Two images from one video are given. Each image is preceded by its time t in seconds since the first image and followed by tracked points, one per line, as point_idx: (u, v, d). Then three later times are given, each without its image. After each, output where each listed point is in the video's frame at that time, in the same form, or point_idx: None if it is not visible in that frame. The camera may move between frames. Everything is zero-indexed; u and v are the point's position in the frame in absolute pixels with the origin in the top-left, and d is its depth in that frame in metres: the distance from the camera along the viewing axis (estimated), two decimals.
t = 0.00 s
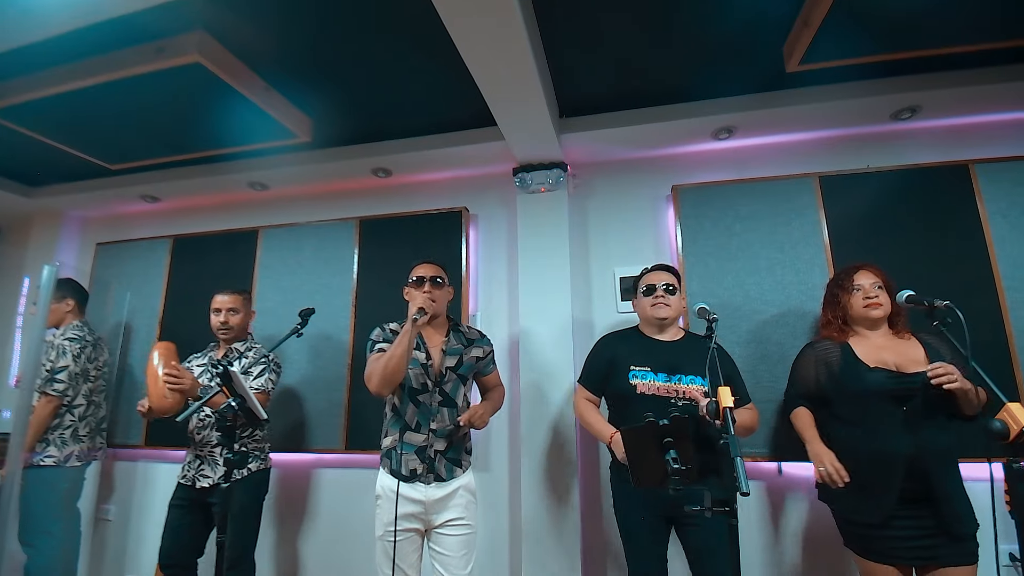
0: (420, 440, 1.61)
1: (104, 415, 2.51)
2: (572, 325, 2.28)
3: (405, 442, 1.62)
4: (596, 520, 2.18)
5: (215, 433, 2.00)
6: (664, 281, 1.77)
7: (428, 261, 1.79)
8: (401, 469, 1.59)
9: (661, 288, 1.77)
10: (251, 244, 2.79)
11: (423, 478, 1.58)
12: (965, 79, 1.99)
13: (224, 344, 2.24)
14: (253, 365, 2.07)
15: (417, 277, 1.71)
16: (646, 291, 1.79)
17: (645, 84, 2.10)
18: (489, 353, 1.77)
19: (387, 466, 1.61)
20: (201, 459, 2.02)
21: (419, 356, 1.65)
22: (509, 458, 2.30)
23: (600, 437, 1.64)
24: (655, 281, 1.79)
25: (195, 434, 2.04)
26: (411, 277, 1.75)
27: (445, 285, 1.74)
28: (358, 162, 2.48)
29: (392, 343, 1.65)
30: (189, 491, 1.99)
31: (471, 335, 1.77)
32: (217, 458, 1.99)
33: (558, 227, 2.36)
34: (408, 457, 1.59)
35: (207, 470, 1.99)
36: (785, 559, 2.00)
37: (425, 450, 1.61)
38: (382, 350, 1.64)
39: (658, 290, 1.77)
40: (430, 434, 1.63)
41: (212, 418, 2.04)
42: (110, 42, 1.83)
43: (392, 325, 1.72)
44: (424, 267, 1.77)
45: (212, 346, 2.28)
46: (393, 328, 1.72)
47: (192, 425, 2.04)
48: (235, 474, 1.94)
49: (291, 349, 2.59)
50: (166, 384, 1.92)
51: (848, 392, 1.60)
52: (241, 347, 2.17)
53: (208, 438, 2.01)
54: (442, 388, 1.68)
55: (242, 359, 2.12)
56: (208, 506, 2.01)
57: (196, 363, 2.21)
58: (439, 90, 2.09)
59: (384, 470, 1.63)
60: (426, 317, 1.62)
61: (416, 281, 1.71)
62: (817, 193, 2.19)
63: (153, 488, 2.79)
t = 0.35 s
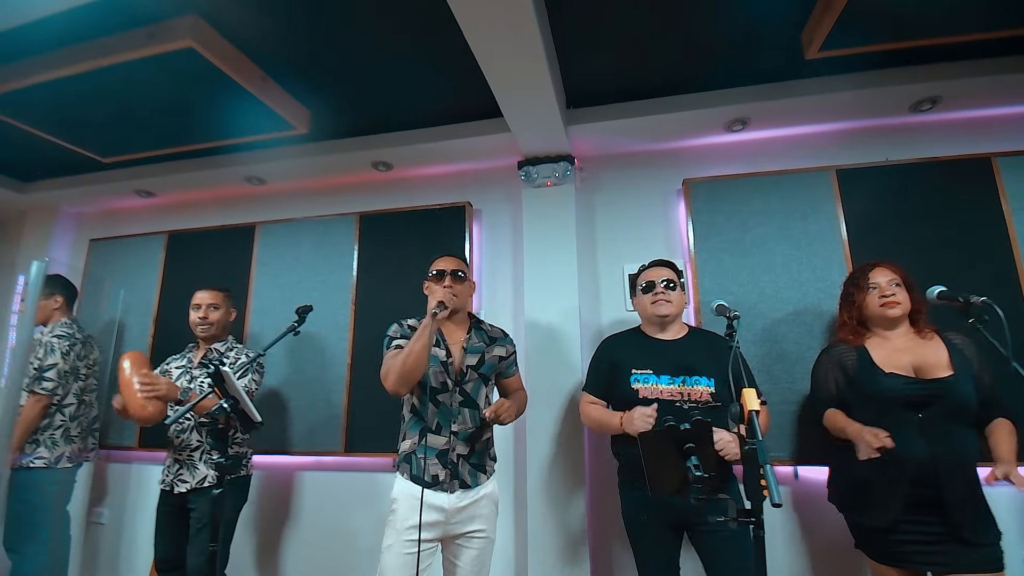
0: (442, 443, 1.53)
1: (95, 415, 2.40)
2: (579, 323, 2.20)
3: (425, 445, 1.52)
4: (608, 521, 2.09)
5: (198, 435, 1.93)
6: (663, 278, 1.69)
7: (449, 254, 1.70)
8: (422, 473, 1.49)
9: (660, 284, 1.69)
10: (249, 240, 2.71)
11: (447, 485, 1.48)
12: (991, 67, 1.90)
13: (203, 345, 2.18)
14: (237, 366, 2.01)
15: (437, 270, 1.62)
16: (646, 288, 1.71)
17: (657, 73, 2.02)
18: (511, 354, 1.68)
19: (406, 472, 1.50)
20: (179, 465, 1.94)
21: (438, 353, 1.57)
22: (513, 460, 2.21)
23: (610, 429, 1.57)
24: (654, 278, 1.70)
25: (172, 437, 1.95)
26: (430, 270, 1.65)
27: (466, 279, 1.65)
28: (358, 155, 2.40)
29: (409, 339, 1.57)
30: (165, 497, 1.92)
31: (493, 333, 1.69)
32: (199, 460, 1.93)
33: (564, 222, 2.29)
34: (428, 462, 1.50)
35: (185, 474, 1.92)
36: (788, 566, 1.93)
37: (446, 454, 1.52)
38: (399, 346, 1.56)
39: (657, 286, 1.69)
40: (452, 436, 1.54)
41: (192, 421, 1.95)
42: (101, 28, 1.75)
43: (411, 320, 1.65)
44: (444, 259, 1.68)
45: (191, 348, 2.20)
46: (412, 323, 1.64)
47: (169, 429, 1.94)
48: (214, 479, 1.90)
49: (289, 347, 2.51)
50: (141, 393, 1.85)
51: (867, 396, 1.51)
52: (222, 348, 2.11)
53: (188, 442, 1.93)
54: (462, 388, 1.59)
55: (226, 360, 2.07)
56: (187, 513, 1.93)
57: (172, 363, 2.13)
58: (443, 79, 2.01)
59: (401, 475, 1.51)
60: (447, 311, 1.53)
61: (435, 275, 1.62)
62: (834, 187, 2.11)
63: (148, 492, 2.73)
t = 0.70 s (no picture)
0: (457, 455, 1.39)
1: (82, 420, 2.27)
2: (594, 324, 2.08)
3: (440, 457, 1.39)
4: (634, 530, 1.97)
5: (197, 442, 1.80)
6: (718, 272, 1.61)
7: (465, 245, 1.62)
8: (435, 488, 1.36)
9: (714, 279, 1.60)
10: (245, 236, 2.59)
11: (464, 502, 1.36)
12: None
13: (205, 344, 2.05)
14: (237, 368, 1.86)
15: (452, 262, 1.54)
16: (698, 284, 1.63)
17: (678, 56, 1.90)
18: (531, 355, 1.56)
19: (418, 486, 1.37)
20: (180, 473, 1.81)
21: (453, 354, 1.45)
22: (527, 468, 2.10)
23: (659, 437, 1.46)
24: (707, 272, 1.62)
25: (172, 443, 1.84)
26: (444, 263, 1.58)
27: (482, 272, 1.56)
28: (360, 144, 2.28)
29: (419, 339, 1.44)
30: (164, 508, 1.80)
31: (512, 332, 1.57)
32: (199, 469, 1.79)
33: (578, 214, 2.16)
34: (443, 477, 1.36)
35: (188, 483, 1.79)
36: None
37: (462, 466, 1.39)
38: (408, 346, 1.43)
39: (712, 282, 1.61)
40: (468, 447, 1.41)
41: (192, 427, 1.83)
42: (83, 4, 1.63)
43: (421, 317, 1.52)
44: (459, 251, 1.59)
45: (193, 346, 2.09)
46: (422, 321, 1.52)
47: (170, 433, 1.84)
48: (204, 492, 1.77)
49: (288, 347, 2.39)
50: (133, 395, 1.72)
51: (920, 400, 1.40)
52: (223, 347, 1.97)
53: (189, 448, 1.81)
54: (479, 394, 1.46)
55: (224, 360, 1.91)
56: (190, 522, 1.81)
57: (173, 363, 2.01)
58: (450, 62, 1.89)
59: (413, 489, 1.39)
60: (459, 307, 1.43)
61: (450, 268, 1.54)
62: (866, 177, 1.99)
63: (139, 501, 2.56)
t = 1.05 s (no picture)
0: (474, 471, 1.23)
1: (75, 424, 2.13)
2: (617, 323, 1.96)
3: (452, 475, 1.22)
4: (658, 545, 1.86)
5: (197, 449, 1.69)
6: (762, 266, 1.50)
7: (470, 228, 1.42)
8: (448, 512, 1.19)
9: (759, 273, 1.49)
10: (247, 231, 2.47)
11: (481, 526, 1.20)
12: None
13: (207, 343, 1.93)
14: (244, 367, 1.76)
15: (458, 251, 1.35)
16: (741, 278, 1.50)
17: (708, 38, 1.78)
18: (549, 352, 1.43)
19: (427, 511, 1.19)
20: (179, 481, 1.70)
21: (465, 355, 1.28)
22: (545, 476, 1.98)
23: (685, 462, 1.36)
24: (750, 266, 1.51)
25: (174, 448, 1.74)
26: (450, 249, 1.38)
27: (494, 260, 1.36)
28: (368, 134, 2.17)
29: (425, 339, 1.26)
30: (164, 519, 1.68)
31: (529, 328, 1.42)
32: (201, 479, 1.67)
33: (599, 207, 2.05)
34: (458, 497, 1.20)
35: (189, 493, 1.68)
36: None
37: (480, 484, 1.23)
38: (413, 348, 1.24)
39: (757, 275, 1.49)
40: (487, 461, 1.24)
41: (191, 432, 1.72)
42: None
43: (424, 312, 1.33)
44: (466, 235, 1.39)
45: (196, 343, 1.98)
46: (425, 317, 1.32)
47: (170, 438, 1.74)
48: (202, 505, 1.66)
49: (291, 348, 2.28)
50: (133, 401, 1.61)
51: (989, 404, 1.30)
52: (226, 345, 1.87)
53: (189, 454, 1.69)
54: (495, 399, 1.30)
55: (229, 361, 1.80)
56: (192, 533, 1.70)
57: (172, 363, 1.91)
58: (466, 44, 1.77)
59: (420, 514, 1.21)
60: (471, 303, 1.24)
61: (457, 257, 1.35)
62: (905, 168, 1.87)
63: (135, 507, 2.44)
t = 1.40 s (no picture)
0: (503, 486, 0.98)
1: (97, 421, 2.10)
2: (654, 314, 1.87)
3: (473, 490, 0.97)
4: (704, 551, 1.75)
5: (199, 446, 1.63)
6: (791, 254, 1.41)
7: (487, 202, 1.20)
8: (471, 537, 0.94)
9: (788, 262, 1.40)
10: (267, 225, 2.42)
11: (513, 550, 0.96)
12: None
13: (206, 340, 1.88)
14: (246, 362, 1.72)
15: (475, 229, 1.13)
16: (769, 267, 1.41)
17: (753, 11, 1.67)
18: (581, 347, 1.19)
19: (446, 534, 0.94)
20: (181, 479, 1.64)
21: (487, 348, 1.04)
22: (577, 479, 1.89)
23: (730, 460, 1.23)
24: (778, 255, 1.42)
25: (174, 448, 1.65)
26: (464, 227, 1.16)
27: (518, 239, 1.15)
28: (393, 122, 2.10)
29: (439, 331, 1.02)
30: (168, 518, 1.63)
31: (557, 319, 1.18)
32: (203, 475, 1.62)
33: (633, 194, 1.95)
34: (484, 517, 0.95)
35: (188, 491, 1.62)
36: None
37: (510, 500, 0.98)
38: (425, 341, 1.00)
39: (787, 265, 1.40)
40: (517, 472, 1.00)
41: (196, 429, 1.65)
42: None
43: (435, 300, 1.10)
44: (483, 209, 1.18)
45: (194, 341, 1.93)
46: (438, 305, 1.10)
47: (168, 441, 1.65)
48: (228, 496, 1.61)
49: (312, 342, 2.22)
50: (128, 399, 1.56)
51: None
52: (227, 341, 1.83)
53: (191, 454, 1.63)
54: (523, 399, 1.05)
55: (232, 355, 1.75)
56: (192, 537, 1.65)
57: (172, 360, 1.84)
58: (496, 22, 1.69)
59: (436, 537, 0.96)
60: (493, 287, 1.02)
61: (473, 235, 1.14)
62: (966, 147, 1.75)
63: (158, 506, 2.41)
